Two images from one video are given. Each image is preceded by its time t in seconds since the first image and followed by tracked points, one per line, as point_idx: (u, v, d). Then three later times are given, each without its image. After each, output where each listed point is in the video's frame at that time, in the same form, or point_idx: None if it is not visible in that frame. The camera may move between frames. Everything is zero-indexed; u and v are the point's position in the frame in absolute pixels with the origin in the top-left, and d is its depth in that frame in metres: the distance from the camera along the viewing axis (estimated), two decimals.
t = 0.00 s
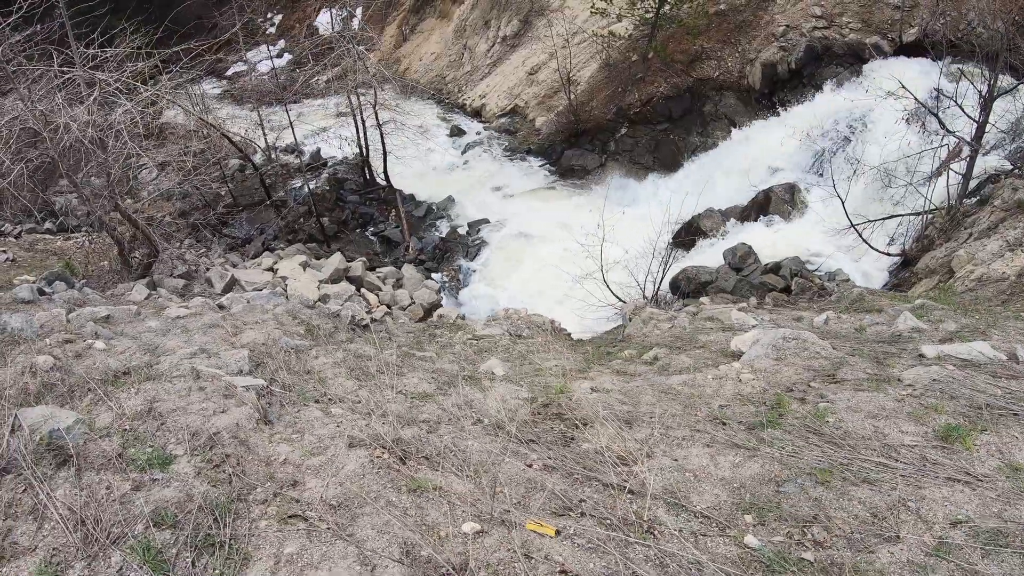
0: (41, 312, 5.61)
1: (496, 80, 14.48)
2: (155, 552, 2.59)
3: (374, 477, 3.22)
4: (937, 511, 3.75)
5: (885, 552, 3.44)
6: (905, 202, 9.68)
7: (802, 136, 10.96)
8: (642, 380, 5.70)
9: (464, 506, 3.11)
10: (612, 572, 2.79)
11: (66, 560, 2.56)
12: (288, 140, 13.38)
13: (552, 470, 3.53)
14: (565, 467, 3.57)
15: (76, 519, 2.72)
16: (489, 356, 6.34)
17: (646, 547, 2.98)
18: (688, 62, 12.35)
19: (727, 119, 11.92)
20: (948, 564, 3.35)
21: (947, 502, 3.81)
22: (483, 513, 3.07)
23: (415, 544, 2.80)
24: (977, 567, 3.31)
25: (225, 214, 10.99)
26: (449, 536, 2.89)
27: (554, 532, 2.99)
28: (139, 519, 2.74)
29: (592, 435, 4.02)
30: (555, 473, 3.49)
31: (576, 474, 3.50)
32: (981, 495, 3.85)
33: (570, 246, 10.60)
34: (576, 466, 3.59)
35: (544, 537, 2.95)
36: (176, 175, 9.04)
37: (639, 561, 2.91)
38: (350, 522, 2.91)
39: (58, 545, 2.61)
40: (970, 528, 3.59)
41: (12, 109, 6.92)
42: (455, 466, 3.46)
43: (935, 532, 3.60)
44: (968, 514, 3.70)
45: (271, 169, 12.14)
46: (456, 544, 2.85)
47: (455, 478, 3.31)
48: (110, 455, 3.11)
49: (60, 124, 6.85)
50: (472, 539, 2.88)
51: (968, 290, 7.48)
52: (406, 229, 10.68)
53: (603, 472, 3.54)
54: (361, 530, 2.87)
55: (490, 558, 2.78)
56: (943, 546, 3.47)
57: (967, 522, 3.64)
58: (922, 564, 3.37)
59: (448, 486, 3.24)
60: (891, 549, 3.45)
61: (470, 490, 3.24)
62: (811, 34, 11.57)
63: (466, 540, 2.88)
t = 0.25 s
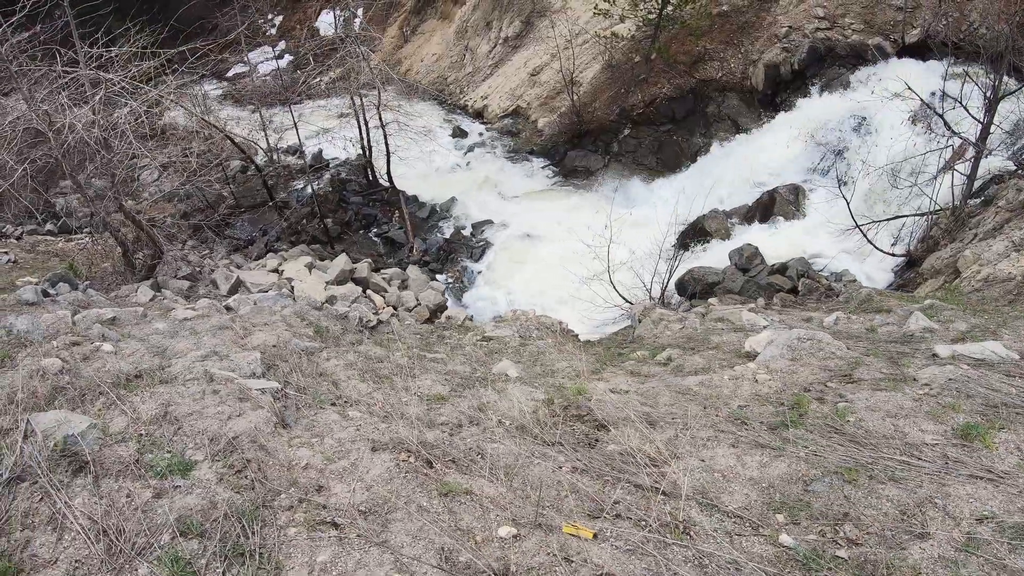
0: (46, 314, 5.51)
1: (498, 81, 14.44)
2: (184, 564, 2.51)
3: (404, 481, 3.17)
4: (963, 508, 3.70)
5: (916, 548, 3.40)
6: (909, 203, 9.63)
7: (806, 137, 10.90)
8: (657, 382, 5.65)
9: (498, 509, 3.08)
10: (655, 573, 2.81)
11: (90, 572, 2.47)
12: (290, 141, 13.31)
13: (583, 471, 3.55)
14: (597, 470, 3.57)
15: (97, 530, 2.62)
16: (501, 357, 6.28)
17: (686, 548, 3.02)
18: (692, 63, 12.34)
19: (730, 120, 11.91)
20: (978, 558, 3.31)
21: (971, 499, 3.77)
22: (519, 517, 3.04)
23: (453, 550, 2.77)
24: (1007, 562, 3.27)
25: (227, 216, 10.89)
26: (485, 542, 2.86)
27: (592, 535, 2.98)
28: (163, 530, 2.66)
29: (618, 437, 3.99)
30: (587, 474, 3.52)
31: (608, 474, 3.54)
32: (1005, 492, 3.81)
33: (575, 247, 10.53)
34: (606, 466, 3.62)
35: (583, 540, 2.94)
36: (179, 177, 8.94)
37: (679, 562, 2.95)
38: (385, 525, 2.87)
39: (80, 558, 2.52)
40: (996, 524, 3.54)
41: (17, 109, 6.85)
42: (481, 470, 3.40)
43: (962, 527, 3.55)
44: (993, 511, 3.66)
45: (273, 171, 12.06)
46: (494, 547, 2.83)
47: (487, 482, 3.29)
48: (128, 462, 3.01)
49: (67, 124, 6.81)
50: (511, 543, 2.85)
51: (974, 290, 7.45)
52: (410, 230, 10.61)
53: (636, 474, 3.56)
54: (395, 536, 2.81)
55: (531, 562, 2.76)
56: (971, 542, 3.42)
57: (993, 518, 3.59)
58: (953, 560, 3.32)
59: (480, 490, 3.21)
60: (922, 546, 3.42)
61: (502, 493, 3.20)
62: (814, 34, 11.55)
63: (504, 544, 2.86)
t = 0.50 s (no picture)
0: (51, 319, 5.43)
1: (499, 84, 14.41)
2: None
3: (430, 490, 3.11)
4: (985, 509, 3.65)
5: (943, 548, 3.35)
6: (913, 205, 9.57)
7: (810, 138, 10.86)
8: (671, 386, 5.61)
9: (529, 517, 3.04)
10: None
11: None
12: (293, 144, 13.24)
13: (610, 475, 3.64)
14: (625, 475, 3.64)
15: (118, 545, 2.55)
16: (511, 362, 6.22)
17: (721, 553, 3.09)
18: (693, 66, 12.20)
19: (732, 123, 11.83)
20: (1002, 558, 3.26)
21: (992, 500, 3.72)
22: (550, 525, 3.00)
23: (486, 560, 2.72)
24: None
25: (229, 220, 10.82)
26: (517, 551, 2.82)
27: (625, 542, 2.96)
28: (186, 543, 2.59)
29: (641, 443, 4.03)
30: (614, 477, 3.62)
31: (637, 478, 3.64)
32: None
33: (579, 250, 10.50)
34: (632, 471, 3.69)
35: (617, 547, 2.91)
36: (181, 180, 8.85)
37: (714, 565, 3.03)
38: (415, 533, 2.82)
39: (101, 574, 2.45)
40: (1019, 524, 3.49)
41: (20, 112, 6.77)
42: (506, 478, 3.35)
43: (986, 528, 3.50)
44: (1015, 511, 3.61)
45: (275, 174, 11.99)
46: (527, 555, 2.79)
47: (515, 491, 3.23)
48: (145, 472, 2.92)
49: (70, 127, 6.73)
50: (544, 552, 2.82)
51: (980, 292, 7.41)
52: (413, 234, 10.56)
53: (664, 478, 3.65)
54: (428, 547, 2.76)
55: (565, 569, 2.73)
56: (996, 542, 3.37)
57: (1015, 518, 3.54)
58: (979, 559, 3.28)
59: (508, 498, 3.17)
60: (948, 546, 3.37)
61: (531, 501, 3.16)
62: (815, 38, 11.39)
63: (538, 553, 2.82)
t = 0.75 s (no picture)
0: (55, 325, 5.35)
1: (497, 87, 14.40)
2: None
3: (455, 496, 3.09)
4: (1000, 505, 3.63)
5: (961, 545, 3.34)
6: (912, 207, 9.58)
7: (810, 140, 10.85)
8: (681, 388, 5.62)
9: (557, 523, 3.01)
10: None
11: None
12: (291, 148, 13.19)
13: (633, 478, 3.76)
14: (652, 477, 3.78)
15: (143, 558, 2.50)
16: (518, 365, 6.19)
17: (751, 552, 3.29)
18: (692, 68, 12.17)
19: (731, 125, 11.86)
20: (1021, 552, 3.24)
21: (1007, 497, 3.69)
22: (581, 530, 2.96)
23: (520, 567, 2.69)
24: None
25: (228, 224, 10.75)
26: (550, 557, 2.79)
27: (655, 544, 2.94)
28: (213, 555, 2.54)
29: (656, 445, 4.16)
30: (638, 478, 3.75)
31: (662, 480, 3.78)
32: None
33: (581, 252, 10.47)
34: (655, 474, 3.82)
35: (648, 551, 2.90)
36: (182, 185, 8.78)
37: (742, 565, 3.20)
38: (446, 539, 2.80)
39: None
40: None
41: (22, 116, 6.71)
42: (529, 483, 3.32)
43: (1001, 524, 3.48)
44: None
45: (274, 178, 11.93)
46: (559, 561, 2.77)
47: (542, 495, 3.20)
48: (165, 483, 2.87)
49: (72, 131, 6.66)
50: (578, 556, 2.80)
51: (981, 292, 7.42)
52: (414, 237, 10.51)
53: (689, 480, 3.79)
54: (461, 554, 2.73)
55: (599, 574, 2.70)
56: (1012, 537, 3.35)
57: None
58: (996, 554, 3.27)
59: (535, 503, 3.13)
60: (965, 542, 3.36)
61: (557, 506, 3.12)
62: (814, 39, 11.38)
63: (572, 557, 2.80)
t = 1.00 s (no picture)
0: (60, 332, 5.29)
1: (496, 91, 14.41)
2: None
3: (478, 500, 3.09)
4: (1011, 502, 3.62)
5: (974, 540, 3.36)
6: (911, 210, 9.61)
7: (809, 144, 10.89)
8: (690, 392, 5.62)
9: (583, 526, 3.02)
10: None
11: None
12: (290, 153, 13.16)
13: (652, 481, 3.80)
14: (672, 480, 3.86)
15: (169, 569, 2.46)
16: (526, 369, 6.17)
17: (774, 553, 3.32)
18: (691, 72, 12.21)
19: (731, 128, 11.86)
20: None
21: (1017, 495, 3.68)
22: (608, 532, 2.98)
23: (552, 570, 2.68)
24: None
25: (228, 229, 10.69)
26: (577, 560, 2.77)
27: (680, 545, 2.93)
28: (242, 565, 2.50)
29: (671, 448, 4.20)
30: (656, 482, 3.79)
31: (681, 483, 3.83)
32: None
33: (583, 257, 10.47)
34: (673, 478, 3.87)
35: (673, 552, 2.90)
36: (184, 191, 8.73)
37: (766, 565, 3.24)
38: (472, 544, 2.79)
39: None
40: None
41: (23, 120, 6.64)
42: (549, 488, 3.31)
43: (1014, 521, 3.49)
44: None
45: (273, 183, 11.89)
46: (587, 566, 2.75)
47: (566, 499, 3.20)
48: (185, 493, 2.83)
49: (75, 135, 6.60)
50: (607, 559, 2.79)
51: (981, 294, 7.44)
52: (415, 241, 10.48)
53: (708, 482, 3.84)
54: (492, 559, 2.72)
55: (629, 575, 2.70)
56: None
57: None
58: (1009, 550, 3.28)
59: (559, 507, 3.13)
60: (978, 538, 3.37)
61: (580, 510, 3.12)
62: (812, 42, 11.47)
63: (600, 560, 2.79)
